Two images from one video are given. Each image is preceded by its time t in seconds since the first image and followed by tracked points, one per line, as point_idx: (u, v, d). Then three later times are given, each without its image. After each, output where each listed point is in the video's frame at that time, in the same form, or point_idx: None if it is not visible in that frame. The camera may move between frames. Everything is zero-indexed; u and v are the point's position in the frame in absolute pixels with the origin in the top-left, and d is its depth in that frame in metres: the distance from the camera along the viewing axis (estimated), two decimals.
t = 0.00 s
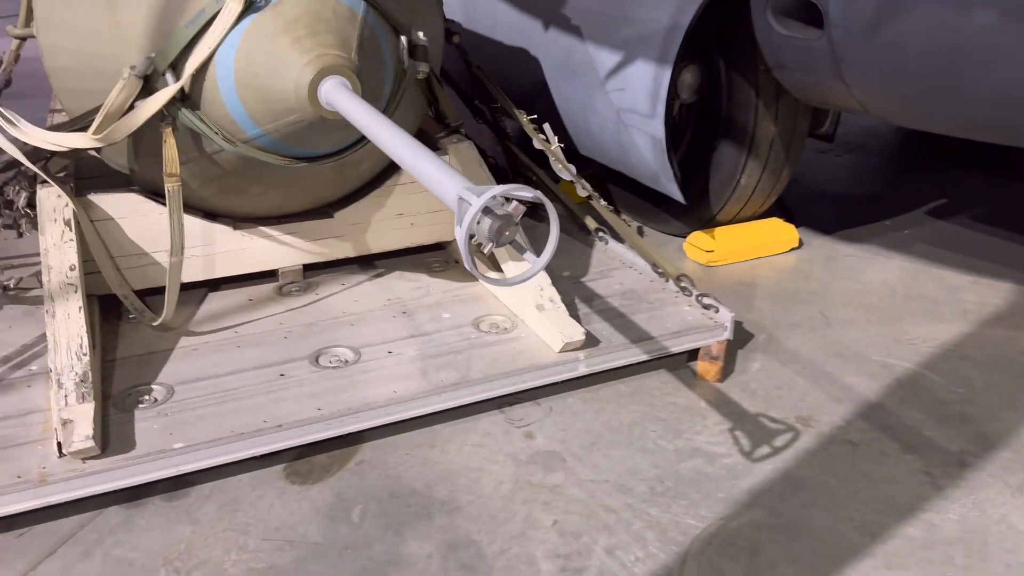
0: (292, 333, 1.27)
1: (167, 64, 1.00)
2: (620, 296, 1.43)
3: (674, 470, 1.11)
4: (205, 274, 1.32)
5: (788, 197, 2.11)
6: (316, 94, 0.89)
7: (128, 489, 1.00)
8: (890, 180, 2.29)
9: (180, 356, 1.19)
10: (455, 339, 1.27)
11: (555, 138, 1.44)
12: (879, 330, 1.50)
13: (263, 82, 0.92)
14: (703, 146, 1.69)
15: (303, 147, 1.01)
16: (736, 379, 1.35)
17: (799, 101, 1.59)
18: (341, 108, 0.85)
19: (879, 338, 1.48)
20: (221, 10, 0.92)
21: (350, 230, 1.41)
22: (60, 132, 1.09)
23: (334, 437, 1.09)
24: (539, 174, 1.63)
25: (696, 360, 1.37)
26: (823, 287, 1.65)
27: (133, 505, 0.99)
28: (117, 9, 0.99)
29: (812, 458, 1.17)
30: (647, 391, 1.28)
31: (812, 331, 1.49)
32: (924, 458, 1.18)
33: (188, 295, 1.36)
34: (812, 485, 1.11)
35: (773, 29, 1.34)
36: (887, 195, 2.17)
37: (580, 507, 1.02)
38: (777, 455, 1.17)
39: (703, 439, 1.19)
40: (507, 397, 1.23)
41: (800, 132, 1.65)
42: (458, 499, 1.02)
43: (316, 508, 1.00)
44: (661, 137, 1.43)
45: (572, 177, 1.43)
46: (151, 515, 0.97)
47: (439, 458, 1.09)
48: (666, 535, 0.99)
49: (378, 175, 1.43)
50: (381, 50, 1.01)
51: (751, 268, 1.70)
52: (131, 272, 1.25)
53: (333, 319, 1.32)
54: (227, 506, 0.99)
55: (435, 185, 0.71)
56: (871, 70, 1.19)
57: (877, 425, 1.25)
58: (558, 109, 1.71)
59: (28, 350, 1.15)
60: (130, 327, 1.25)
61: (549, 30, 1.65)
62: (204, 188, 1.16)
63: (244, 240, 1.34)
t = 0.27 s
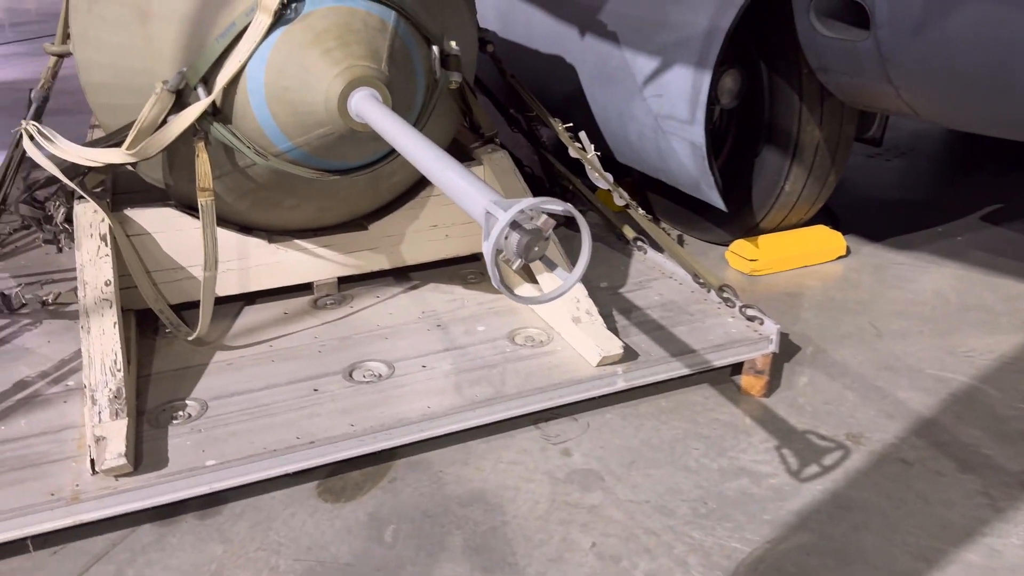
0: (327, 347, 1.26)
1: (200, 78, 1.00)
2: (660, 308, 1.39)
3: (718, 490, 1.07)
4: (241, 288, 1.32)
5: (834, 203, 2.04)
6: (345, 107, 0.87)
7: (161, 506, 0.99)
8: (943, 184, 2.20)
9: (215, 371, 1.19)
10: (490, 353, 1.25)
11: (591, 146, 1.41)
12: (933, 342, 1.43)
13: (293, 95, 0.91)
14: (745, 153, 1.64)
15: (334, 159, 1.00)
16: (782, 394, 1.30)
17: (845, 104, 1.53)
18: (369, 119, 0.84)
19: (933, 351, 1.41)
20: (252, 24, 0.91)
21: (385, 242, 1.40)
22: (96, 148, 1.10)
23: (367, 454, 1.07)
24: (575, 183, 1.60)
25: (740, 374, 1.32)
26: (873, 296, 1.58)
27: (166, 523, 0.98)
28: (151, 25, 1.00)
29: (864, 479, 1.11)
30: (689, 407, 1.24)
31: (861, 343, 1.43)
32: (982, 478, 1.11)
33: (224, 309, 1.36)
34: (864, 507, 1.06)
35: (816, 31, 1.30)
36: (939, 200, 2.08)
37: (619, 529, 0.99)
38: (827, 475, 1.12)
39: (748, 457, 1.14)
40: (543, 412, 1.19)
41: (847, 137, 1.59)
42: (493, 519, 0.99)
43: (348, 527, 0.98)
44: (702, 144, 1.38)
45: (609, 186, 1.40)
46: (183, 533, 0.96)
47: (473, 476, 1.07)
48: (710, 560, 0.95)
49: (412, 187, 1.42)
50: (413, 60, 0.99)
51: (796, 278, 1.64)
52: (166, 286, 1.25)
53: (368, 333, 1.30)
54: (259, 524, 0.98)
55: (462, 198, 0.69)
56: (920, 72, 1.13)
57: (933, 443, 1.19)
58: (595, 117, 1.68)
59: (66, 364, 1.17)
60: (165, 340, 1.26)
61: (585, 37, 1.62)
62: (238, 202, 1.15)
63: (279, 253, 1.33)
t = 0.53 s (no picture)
0: (368, 372, 1.21)
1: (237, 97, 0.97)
2: (716, 327, 1.32)
3: (787, 527, 0.99)
4: (280, 311, 1.28)
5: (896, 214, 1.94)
6: (386, 124, 0.82)
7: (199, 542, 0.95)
8: (1014, 192, 2.07)
9: (254, 398, 1.15)
10: (538, 377, 1.19)
11: (641, 158, 1.34)
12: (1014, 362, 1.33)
13: (330, 111, 0.86)
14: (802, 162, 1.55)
15: (374, 178, 0.95)
16: (851, 419, 1.21)
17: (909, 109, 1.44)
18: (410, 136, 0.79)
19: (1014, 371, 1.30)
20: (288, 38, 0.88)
21: (427, 262, 1.35)
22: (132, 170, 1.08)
23: (411, 487, 1.02)
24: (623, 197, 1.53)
25: (803, 400, 1.24)
26: (944, 312, 1.48)
27: (203, 560, 0.94)
28: (187, 44, 0.97)
29: (947, 514, 1.02)
30: (750, 434, 1.16)
31: (935, 364, 1.33)
32: None
33: (264, 332, 1.33)
34: (949, 546, 0.96)
35: (880, 33, 1.22)
36: (1009, 208, 1.96)
37: (681, 570, 0.91)
38: (905, 509, 1.03)
39: (818, 489, 1.06)
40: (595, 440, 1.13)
41: (911, 143, 1.50)
42: (544, 558, 0.93)
43: (391, 565, 0.92)
44: (758, 154, 1.32)
45: (660, 200, 1.33)
46: (220, 572, 0.92)
47: (522, 510, 1.01)
48: None
49: (454, 205, 1.37)
50: (455, 73, 0.95)
51: (860, 293, 1.55)
52: (205, 310, 1.23)
53: (410, 356, 1.26)
54: (299, 561, 0.93)
55: (513, 219, 0.64)
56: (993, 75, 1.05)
57: (1021, 474, 1.09)
58: (643, 128, 1.61)
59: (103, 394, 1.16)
60: (205, 365, 1.23)
61: (631, 46, 1.57)
62: (278, 223, 1.12)
63: (319, 274, 1.30)
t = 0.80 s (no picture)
0: (400, 396, 1.15)
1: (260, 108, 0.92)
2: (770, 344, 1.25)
3: (855, 567, 0.90)
4: (309, 331, 1.23)
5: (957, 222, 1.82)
6: (414, 132, 0.77)
7: None
8: None
9: (281, 424, 1.10)
10: (578, 401, 1.12)
11: (685, 167, 1.27)
12: None
13: (357, 122, 0.81)
14: (856, 169, 1.46)
15: (405, 191, 0.90)
16: (920, 446, 1.11)
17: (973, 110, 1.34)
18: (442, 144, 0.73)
19: None
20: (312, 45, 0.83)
21: (461, 279, 1.29)
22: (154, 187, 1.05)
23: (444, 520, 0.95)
24: (665, 208, 1.46)
25: (869, 424, 1.15)
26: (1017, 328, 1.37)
27: None
28: (209, 56, 0.93)
29: None
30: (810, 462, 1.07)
31: (1010, 384, 1.22)
32: None
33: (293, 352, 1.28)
34: None
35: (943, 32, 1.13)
36: None
37: None
38: (987, 548, 0.93)
39: (887, 525, 0.96)
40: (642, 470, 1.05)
41: (975, 147, 1.40)
42: None
43: None
44: (812, 161, 1.24)
45: (707, 211, 1.25)
46: None
47: (563, 546, 0.93)
48: None
49: (490, 219, 1.32)
50: (489, 79, 0.89)
51: (923, 307, 1.44)
52: (231, 331, 1.18)
53: (444, 378, 1.19)
54: None
55: (555, 233, 0.57)
56: None
57: None
58: (685, 136, 1.54)
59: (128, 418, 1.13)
60: (232, 389, 1.18)
61: (672, 51, 1.50)
62: (306, 240, 1.07)
63: (349, 292, 1.24)
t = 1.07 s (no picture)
0: (396, 438, 1.08)
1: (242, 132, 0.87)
2: (795, 384, 1.16)
3: None
4: (303, 369, 1.16)
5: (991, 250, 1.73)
6: (402, 155, 0.70)
7: None
8: None
9: (269, 470, 1.03)
10: (587, 445, 1.04)
11: (700, 194, 1.21)
12: None
13: (341, 145, 0.76)
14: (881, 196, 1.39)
15: (395, 219, 0.84)
16: (961, 494, 1.01)
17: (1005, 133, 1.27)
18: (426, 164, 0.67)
19: None
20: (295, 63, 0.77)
21: (463, 313, 1.22)
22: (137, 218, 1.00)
23: None
24: (680, 238, 1.38)
25: (902, 469, 1.06)
26: None
27: None
28: (192, 78, 0.89)
29: None
30: (840, 513, 0.98)
31: None
32: None
33: (285, 392, 1.21)
34: None
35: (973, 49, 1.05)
36: None
37: None
38: None
39: None
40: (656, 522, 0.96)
41: (1008, 172, 1.32)
42: None
43: None
44: (835, 186, 1.16)
45: (725, 239, 1.19)
46: None
47: None
48: None
49: (493, 250, 1.25)
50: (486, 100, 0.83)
51: (957, 341, 1.35)
52: (219, 370, 1.12)
53: (444, 419, 1.12)
54: None
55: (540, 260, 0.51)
56: None
57: None
58: (700, 163, 1.48)
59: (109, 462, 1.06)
60: (219, 432, 1.11)
61: (684, 75, 1.44)
62: (297, 273, 1.01)
63: (345, 328, 1.17)
